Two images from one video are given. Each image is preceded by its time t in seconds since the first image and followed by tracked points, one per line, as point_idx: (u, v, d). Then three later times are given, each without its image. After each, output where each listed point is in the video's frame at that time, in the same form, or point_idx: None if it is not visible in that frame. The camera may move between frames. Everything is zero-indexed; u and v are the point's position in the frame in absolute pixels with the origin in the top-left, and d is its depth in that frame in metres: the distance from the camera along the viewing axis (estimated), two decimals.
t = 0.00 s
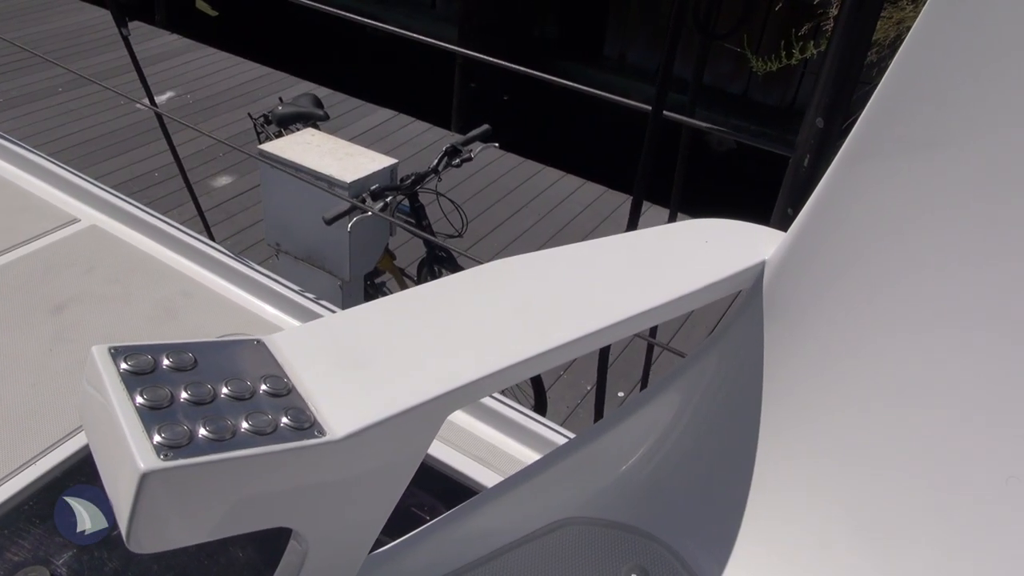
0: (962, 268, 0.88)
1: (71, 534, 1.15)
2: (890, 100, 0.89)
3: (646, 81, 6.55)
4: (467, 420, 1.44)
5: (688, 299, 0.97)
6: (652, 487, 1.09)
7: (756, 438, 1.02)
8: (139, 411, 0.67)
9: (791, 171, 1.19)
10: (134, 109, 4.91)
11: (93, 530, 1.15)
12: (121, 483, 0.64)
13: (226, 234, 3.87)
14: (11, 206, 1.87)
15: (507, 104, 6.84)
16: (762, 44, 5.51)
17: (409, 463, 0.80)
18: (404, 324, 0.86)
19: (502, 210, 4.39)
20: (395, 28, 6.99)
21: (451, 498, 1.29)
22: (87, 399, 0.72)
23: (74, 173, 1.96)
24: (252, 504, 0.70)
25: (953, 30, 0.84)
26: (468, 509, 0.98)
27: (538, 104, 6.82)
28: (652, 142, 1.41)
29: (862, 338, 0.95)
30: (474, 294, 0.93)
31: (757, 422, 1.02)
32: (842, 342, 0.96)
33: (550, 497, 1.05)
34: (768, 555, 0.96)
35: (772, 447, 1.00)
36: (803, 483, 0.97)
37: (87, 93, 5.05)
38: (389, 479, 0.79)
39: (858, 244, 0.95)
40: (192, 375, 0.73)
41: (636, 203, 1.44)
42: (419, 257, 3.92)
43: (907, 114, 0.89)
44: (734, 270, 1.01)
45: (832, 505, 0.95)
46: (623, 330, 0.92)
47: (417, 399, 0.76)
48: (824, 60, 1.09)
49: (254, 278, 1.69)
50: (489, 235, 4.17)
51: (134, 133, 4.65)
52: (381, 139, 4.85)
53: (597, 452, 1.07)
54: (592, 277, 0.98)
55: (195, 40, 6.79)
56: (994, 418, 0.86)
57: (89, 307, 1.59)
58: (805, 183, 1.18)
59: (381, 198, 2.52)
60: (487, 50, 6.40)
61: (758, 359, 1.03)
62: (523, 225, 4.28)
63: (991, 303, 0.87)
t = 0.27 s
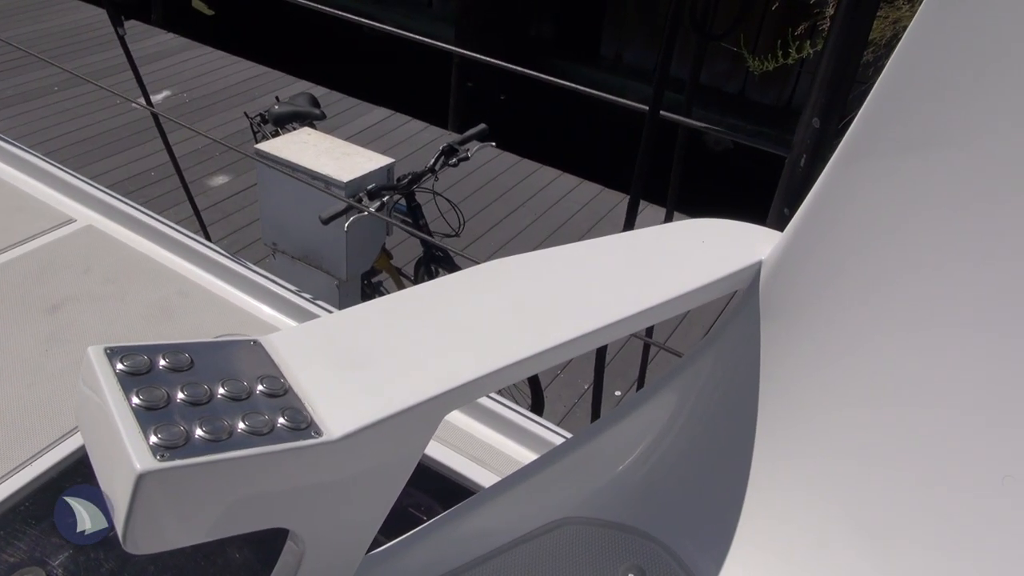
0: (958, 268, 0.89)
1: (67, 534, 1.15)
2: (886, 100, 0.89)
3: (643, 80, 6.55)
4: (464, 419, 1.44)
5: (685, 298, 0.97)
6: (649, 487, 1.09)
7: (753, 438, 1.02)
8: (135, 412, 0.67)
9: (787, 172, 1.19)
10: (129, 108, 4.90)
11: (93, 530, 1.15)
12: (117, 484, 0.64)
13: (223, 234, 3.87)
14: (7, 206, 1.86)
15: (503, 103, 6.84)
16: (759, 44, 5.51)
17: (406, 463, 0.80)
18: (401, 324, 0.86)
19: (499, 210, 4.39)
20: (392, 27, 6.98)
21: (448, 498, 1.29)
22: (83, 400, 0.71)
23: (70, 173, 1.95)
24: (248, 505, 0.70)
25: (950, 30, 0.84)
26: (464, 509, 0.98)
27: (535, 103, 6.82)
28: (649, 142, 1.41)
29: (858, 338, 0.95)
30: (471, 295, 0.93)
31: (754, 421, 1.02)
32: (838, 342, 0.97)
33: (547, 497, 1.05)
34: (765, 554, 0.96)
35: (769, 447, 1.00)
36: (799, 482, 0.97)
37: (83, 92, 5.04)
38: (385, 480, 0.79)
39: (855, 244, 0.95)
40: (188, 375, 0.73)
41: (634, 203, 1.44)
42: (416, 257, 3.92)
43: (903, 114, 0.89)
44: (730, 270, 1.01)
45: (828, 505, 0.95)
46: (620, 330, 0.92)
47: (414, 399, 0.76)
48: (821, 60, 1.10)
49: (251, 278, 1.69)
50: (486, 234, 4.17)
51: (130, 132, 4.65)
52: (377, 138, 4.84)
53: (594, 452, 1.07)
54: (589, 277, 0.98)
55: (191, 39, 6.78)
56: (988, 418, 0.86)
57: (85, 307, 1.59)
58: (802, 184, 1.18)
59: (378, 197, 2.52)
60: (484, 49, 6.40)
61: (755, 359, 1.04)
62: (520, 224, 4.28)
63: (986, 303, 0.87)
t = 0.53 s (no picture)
0: (954, 267, 0.89)
1: (63, 535, 1.15)
2: (883, 100, 0.89)
3: (640, 80, 6.55)
4: (461, 420, 1.44)
5: (681, 298, 0.97)
6: (645, 488, 1.09)
7: (750, 438, 1.02)
8: (131, 412, 0.67)
9: (783, 172, 1.19)
10: (125, 108, 4.89)
11: (92, 530, 1.15)
12: (113, 485, 0.64)
13: (219, 233, 3.86)
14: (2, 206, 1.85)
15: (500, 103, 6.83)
16: (755, 44, 5.51)
17: (402, 463, 0.79)
18: (398, 324, 0.86)
19: (496, 209, 4.38)
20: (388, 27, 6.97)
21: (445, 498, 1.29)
22: (79, 400, 0.71)
23: (66, 173, 1.95)
24: (244, 505, 0.70)
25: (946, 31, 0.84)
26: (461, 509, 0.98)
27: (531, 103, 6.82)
28: (646, 142, 1.41)
29: (855, 337, 0.96)
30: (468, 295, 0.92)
31: (751, 421, 1.02)
32: (834, 341, 0.97)
33: (543, 497, 1.05)
34: (762, 554, 0.96)
35: (765, 446, 1.01)
36: (796, 483, 0.97)
37: (78, 91, 5.02)
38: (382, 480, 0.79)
39: (851, 244, 0.95)
40: (184, 375, 0.73)
41: (631, 203, 1.44)
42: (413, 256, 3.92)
43: (899, 114, 0.89)
44: (727, 270, 1.01)
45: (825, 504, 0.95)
46: (617, 330, 0.92)
47: (410, 399, 0.76)
48: (817, 60, 1.10)
49: (247, 278, 1.69)
50: (483, 234, 4.17)
51: (125, 131, 4.63)
52: (374, 138, 4.84)
53: (591, 452, 1.07)
54: (586, 277, 0.98)
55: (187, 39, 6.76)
56: (984, 417, 0.86)
57: (81, 307, 1.59)
58: (798, 184, 1.18)
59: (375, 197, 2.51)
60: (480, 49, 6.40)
61: (752, 359, 1.04)
62: (517, 224, 4.28)
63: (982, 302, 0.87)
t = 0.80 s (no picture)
0: (950, 267, 0.89)
1: (59, 535, 1.14)
2: (879, 100, 0.89)
3: (637, 79, 6.55)
4: (457, 420, 1.44)
5: (678, 298, 0.97)
6: (642, 488, 1.09)
7: (745, 438, 1.02)
8: (127, 412, 0.67)
9: (779, 172, 1.19)
10: (121, 106, 4.88)
11: (92, 529, 1.15)
12: (109, 485, 0.64)
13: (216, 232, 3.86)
14: None
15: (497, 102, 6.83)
16: (752, 44, 5.52)
17: (399, 463, 0.79)
18: (394, 324, 0.86)
19: (493, 209, 4.38)
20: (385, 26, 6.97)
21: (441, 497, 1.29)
22: (75, 400, 0.71)
23: (61, 172, 1.94)
24: (241, 505, 0.69)
25: (942, 31, 0.84)
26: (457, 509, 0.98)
27: (528, 102, 6.82)
28: (643, 141, 1.41)
29: (851, 337, 0.96)
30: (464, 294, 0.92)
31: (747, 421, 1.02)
32: (830, 341, 0.97)
33: (539, 497, 1.05)
34: (759, 553, 0.97)
35: (761, 446, 1.01)
36: (793, 482, 0.98)
37: (74, 90, 5.01)
38: (379, 480, 0.79)
39: (847, 243, 0.95)
40: (181, 375, 0.73)
41: (628, 202, 1.44)
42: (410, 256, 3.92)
43: (895, 114, 0.89)
44: (723, 270, 1.01)
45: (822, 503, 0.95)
46: (613, 330, 0.92)
47: (406, 399, 0.76)
48: (814, 60, 1.10)
49: (243, 278, 1.68)
50: (480, 233, 4.17)
51: (121, 130, 4.62)
52: (370, 137, 4.83)
53: (588, 451, 1.07)
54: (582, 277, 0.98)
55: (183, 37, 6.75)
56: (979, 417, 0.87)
57: (77, 307, 1.58)
58: (795, 184, 1.18)
59: (371, 197, 2.51)
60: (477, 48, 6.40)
61: (748, 359, 1.04)
62: (514, 223, 4.28)
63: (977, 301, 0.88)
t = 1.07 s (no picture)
0: (946, 266, 0.90)
1: (55, 536, 1.14)
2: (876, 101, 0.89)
3: (633, 79, 6.56)
4: (454, 419, 1.44)
5: (676, 298, 0.97)
6: (638, 487, 1.09)
7: (742, 437, 1.02)
8: (123, 412, 0.67)
9: (777, 172, 1.19)
10: (117, 106, 4.86)
11: (93, 530, 1.14)
12: (106, 485, 0.63)
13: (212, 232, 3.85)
14: None
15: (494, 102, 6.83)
16: (749, 45, 5.53)
17: (396, 463, 0.79)
18: (391, 324, 0.86)
19: (489, 209, 4.38)
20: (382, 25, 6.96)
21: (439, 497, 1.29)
22: (71, 399, 0.71)
23: (57, 172, 1.94)
24: (237, 506, 0.69)
25: (939, 31, 0.85)
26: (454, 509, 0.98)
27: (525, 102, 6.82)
28: (641, 140, 1.41)
29: (848, 336, 0.96)
30: (461, 294, 0.92)
31: (743, 421, 1.02)
32: (827, 341, 0.97)
33: (536, 497, 1.05)
34: (756, 553, 0.97)
35: (759, 446, 1.01)
36: (790, 481, 0.98)
37: (70, 90, 5.00)
38: (375, 480, 0.79)
39: (844, 243, 0.95)
40: (177, 375, 0.73)
41: (625, 202, 1.44)
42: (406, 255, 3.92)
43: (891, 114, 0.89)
44: (720, 270, 1.01)
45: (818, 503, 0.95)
46: (610, 330, 0.92)
47: (403, 399, 0.76)
48: (811, 60, 1.10)
49: (240, 278, 1.68)
50: (476, 233, 4.17)
51: (117, 130, 4.61)
52: (367, 136, 4.83)
53: (585, 451, 1.07)
54: (579, 277, 0.98)
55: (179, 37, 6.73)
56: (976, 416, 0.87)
57: (74, 307, 1.58)
58: (792, 184, 1.18)
59: (368, 197, 2.51)
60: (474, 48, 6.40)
61: (745, 359, 1.04)
62: (510, 222, 4.28)
63: (973, 301, 0.88)
